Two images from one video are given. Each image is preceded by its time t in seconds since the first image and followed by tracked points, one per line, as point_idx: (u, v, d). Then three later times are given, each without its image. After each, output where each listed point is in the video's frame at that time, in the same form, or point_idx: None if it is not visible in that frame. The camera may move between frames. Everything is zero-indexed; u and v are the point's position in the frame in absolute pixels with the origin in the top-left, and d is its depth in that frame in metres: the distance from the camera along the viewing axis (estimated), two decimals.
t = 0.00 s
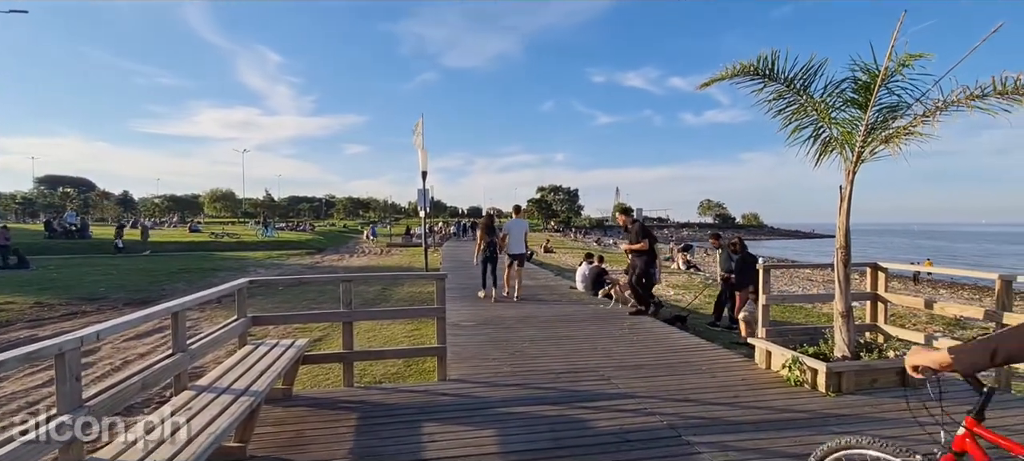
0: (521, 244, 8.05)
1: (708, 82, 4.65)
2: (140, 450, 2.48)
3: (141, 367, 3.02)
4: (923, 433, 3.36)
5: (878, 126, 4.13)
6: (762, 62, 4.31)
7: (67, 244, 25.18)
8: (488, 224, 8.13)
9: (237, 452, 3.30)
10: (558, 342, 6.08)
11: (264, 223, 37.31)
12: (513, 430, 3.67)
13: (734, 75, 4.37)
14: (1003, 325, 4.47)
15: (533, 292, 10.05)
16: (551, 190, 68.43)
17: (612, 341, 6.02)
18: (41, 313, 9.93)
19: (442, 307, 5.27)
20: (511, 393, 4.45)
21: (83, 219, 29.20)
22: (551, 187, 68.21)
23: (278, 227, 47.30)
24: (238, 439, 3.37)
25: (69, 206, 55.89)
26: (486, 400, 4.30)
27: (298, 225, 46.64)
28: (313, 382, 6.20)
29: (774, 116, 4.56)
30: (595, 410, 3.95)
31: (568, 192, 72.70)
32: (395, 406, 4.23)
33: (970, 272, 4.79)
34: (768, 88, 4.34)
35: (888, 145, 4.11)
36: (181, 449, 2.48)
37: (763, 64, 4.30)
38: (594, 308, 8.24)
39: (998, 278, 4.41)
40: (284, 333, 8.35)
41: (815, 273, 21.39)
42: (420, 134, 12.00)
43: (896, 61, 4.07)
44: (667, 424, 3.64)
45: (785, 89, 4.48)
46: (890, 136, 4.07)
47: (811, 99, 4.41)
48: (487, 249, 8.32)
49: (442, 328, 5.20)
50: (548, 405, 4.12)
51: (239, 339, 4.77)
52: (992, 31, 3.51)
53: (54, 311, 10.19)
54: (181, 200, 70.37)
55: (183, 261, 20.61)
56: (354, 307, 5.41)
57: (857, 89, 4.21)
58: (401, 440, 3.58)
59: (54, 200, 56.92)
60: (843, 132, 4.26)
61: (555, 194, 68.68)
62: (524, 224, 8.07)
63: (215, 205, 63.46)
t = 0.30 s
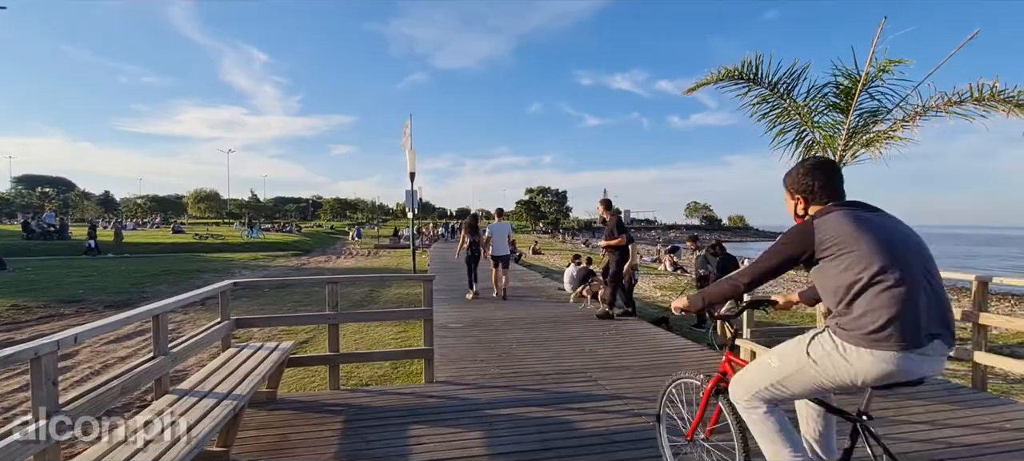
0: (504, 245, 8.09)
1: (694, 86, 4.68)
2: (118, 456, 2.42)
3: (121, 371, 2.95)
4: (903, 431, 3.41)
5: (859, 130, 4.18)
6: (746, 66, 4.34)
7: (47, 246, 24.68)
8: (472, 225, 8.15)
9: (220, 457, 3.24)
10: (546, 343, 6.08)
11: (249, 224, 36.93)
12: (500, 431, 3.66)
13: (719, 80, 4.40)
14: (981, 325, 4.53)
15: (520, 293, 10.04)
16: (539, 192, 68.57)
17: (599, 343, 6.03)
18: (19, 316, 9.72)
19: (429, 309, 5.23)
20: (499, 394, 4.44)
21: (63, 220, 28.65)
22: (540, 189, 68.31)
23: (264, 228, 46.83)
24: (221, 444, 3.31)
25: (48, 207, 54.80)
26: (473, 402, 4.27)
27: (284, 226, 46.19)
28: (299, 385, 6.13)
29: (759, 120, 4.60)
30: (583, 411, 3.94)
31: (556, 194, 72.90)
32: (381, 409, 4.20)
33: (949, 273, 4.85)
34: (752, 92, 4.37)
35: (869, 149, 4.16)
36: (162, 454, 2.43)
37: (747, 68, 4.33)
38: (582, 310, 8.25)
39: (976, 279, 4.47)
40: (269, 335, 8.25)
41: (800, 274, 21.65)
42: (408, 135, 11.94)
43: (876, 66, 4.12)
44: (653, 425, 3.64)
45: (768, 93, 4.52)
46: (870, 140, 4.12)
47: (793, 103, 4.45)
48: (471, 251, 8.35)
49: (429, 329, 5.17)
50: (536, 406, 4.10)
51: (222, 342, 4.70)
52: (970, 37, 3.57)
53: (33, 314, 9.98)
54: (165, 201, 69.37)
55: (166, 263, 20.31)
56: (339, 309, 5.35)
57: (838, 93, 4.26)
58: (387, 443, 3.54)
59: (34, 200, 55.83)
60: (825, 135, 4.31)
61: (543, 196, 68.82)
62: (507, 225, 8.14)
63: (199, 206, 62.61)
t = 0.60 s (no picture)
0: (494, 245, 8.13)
1: (683, 89, 4.70)
2: None
3: (105, 375, 2.90)
4: (889, 431, 3.43)
5: (846, 134, 4.21)
6: (735, 70, 4.36)
7: (32, 247, 24.28)
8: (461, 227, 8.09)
9: None
10: (537, 345, 6.06)
11: (239, 225, 36.60)
12: (491, 434, 3.64)
13: (708, 83, 4.42)
14: (964, 326, 4.57)
15: (512, 295, 10.03)
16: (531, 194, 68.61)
17: (590, 344, 6.04)
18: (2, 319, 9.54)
19: (420, 311, 5.20)
20: (489, 396, 4.42)
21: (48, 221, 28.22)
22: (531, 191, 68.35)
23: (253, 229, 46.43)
24: (208, 448, 3.27)
25: (33, 207, 53.96)
26: (464, 404, 4.25)
27: (274, 228, 45.83)
28: (288, 388, 6.07)
29: (747, 123, 4.62)
30: (573, 413, 3.93)
31: (548, 196, 72.99)
32: (371, 411, 4.16)
33: (935, 275, 4.90)
34: (741, 96, 4.39)
35: (855, 152, 4.19)
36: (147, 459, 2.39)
37: (736, 72, 4.35)
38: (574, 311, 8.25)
39: (958, 280, 4.47)
40: (258, 338, 8.17)
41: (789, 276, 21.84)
42: (399, 136, 11.89)
43: (862, 70, 4.16)
44: (643, 426, 3.64)
45: (757, 96, 4.54)
46: (857, 143, 4.15)
47: (781, 106, 4.48)
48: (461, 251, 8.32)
49: (420, 331, 5.14)
50: (527, 408, 4.09)
51: (210, 345, 4.64)
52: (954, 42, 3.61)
53: (17, 316, 9.81)
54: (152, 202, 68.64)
55: (154, 264, 20.05)
56: (329, 311, 5.30)
57: (826, 97, 4.29)
58: (376, 446, 3.51)
59: (19, 201, 54.99)
60: (813, 139, 4.34)
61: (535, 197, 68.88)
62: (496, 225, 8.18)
63: (188, 207, 61.99)
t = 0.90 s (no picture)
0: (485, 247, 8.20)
1: (675, 91, 4.71)
2: None
3: (93, 377, 2.87)
4: (879, 431, 3.46)
5: (836, 136, 4.25)
6: (726, 72, 4.39)
7: (20, 249, 23.98)
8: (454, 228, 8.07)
9: None
10: (530, 347, 6.06)
11: (230, 226, 36.36)
12: (483, 436, 3.64)
13: (700, 85, 4.44)
14: (951, 327, 4.61)
15: (504, 297, 10.02)
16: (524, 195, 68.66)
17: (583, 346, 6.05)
18: None
19: (412, 313, 5.18)
20: (482, 398, 4.41)
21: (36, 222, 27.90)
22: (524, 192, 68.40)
23: (245, 230, 46.14)
24: (197, 451, 3.24)
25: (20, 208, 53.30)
26: (456, 406, 4.24)
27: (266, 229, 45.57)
28: (279, 391, 6.03)
29: (738, 126, 4.65)
30: (566, 415, 3.94)
31: (541, 197, 73.10)
32: (363, 414, 4.15)
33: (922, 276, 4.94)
34: (732, 98, 4.41)
35: (845, 155, 4.22)
36: None
37: (727, 74, 4.38)
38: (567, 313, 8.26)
39: (945, 282, 4.49)
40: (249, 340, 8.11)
41: (779, 277, 21.99)
42: (392, 137, 11.87)
43: (852, 74, 4.20)
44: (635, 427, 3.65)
45: (748, 99, 4.57)
46: (846, 146, 4.18)
47: (772, 109, 4.51)
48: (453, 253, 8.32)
49: (412, 333, 5.12)
50: (519, 410, 4.09)
51: (200, 347, 4.60)
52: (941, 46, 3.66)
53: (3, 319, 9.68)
54: (142, 202, 67.97)
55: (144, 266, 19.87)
56: (320, 313, 5.27)
57: (815, 100, 4.32)
58: (368, 449, 3.50)
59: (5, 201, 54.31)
60: (803, 141, 4.37)
61: (528, 199, 68.93)
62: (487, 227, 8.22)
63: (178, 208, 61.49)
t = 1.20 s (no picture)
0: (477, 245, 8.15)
1: (667, 93, 4.73)
2: None
3: (79, 380, 2.84)
4: (868, 431, 3.49)
5: (826, 138, 4.28)
6: (717, 75, 4.41)
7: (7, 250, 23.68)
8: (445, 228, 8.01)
9: None
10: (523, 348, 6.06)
11: (222, 227, 36.13)
12: (475, 437, 3.63)
13: (691, 88, 4.46)
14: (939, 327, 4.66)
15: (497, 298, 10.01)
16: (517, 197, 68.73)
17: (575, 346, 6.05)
18: None
19: (405, 314, 5.16)
20: (474, 400, 4.40)
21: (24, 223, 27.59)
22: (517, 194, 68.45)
23: (236, 231, 45.84)
24: (186, 454, 3.21)
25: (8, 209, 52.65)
26: (448, 408, 4.23)
27: (257, 230, 45.30)
28: (270, 393, 6.00)
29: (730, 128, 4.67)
30: (558, 416, 3.93)
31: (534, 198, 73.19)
32: (354, 416, 4.13)
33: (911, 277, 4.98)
34: (723, 100, 4.44)
35: (834, 157, 4.25)
36: None
37: (719, 76, 4.40)
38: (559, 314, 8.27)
39: (932, 282, 4.53)
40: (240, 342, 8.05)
41: (770, 278, 22.16)
42: (386, 138, 11.85)
43: (841, 76, 4.23)
44: (627, 428, 3.65)
45: (739, 101, 4.60)
46: (836, 148, 4.22)
47: (763, 111, 4.54)
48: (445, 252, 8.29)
49: (405, 334, 5.10)
50: (512, 411, 4.08)
51: (189, 349, 4.56)
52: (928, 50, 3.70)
53: None
54: (131, 203, 67.40)
55: (134, 267, 19.70)
56: (311, 314, 5.24)
57: (805, 103, 4.35)
58: (359, 451, 3.48)
59: None
60: (793, 143, 4.40)
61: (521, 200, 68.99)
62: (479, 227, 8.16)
63: (169, 209, 61.00)
